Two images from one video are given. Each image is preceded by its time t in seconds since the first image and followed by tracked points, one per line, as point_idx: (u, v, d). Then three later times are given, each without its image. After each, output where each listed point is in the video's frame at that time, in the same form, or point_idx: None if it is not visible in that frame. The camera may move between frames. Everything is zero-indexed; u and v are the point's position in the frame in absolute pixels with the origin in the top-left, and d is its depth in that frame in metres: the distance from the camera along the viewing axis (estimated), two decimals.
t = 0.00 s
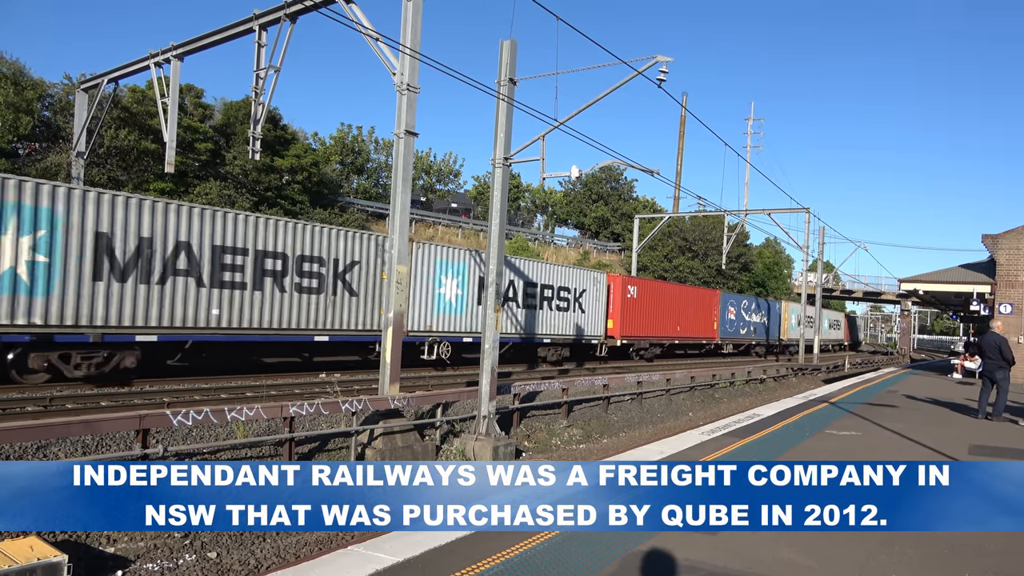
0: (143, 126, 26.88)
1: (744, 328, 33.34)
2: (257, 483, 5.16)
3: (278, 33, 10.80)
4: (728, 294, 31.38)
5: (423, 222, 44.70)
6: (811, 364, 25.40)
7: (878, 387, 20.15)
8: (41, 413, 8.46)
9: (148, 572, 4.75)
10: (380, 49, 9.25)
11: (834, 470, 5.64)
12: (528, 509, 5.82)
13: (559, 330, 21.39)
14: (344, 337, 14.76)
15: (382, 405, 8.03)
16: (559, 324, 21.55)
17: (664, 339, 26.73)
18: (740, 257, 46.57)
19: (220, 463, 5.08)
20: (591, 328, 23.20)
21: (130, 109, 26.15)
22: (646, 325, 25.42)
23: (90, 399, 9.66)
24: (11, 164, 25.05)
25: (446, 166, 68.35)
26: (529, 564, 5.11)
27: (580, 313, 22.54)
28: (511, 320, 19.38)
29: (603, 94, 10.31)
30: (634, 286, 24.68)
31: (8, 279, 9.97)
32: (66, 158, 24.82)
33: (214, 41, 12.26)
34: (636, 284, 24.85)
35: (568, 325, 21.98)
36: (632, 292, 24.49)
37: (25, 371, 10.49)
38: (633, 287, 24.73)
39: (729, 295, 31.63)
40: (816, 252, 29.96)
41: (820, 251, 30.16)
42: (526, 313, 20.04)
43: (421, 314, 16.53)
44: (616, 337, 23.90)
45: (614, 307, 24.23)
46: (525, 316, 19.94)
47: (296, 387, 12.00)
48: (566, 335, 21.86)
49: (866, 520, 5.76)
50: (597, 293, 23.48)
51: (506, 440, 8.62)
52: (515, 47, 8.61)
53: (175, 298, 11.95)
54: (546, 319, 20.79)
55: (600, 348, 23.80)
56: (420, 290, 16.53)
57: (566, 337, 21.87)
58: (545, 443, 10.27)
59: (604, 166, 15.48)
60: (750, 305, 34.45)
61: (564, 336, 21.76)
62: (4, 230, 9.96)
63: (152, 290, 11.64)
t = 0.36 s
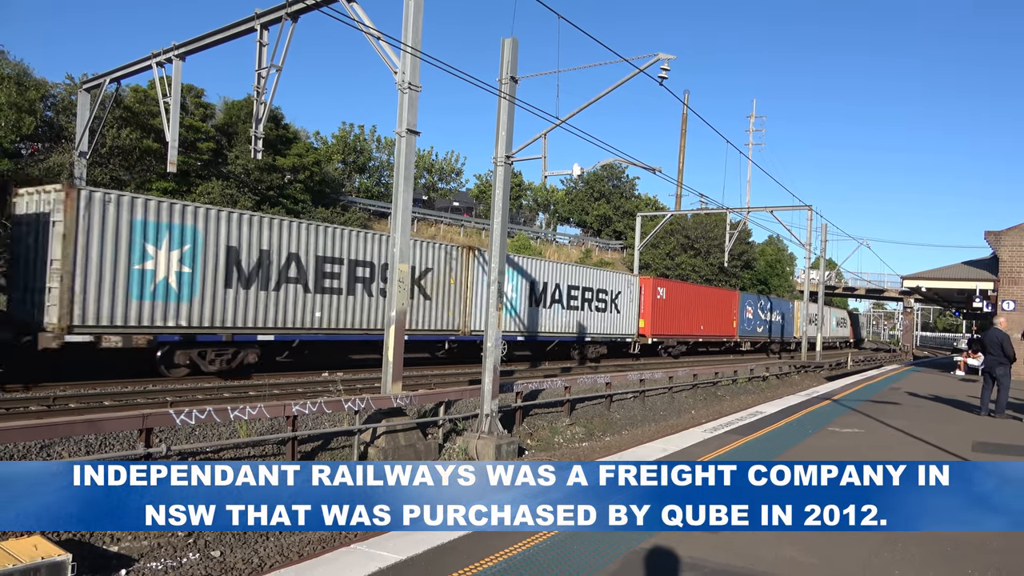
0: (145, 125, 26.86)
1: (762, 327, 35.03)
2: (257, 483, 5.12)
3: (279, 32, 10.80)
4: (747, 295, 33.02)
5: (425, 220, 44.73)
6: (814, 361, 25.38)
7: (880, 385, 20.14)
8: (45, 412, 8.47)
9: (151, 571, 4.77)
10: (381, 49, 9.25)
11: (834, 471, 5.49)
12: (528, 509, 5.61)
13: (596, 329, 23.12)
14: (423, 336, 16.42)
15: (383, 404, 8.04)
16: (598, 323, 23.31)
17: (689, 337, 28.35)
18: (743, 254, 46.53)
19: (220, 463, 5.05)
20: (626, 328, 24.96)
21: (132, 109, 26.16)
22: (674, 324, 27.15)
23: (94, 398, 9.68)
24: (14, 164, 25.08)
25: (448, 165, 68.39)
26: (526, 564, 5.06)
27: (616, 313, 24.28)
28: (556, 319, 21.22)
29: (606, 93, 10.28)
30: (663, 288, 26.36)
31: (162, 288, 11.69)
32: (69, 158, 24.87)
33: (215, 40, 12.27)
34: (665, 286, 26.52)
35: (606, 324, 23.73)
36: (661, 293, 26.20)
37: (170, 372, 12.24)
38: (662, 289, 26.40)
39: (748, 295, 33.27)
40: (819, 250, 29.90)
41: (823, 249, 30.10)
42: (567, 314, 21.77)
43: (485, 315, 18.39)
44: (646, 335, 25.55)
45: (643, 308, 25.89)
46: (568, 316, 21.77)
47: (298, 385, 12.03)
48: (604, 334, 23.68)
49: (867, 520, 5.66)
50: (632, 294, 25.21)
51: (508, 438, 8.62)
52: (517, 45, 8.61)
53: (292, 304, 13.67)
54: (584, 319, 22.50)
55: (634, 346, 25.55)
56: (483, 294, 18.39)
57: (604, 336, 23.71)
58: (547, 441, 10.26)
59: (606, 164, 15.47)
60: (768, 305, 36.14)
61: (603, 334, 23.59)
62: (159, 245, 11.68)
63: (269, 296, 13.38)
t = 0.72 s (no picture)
0: (146, 122, 26.81)
1: (776, 323, 36.53)
2: (257, 483, 5.19)
3: (279, 28, 10.77)
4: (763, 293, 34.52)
5: (426, 217, 44.72)
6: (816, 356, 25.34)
7: (882, 380, 20.10)
8: (47, 410, 8.47)
9: (153, 568, 4.77)
10: (381, 45, 9.22)
11: (834, 471, 5.83)
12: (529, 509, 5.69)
13: (631, 325, 24.76)
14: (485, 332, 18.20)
15: (386, 400, 7.95)
16: (631, 320, 24.89)
17: (712, 333, 29.66)
18: (744, 250, 46.47)
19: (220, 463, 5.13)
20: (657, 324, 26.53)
21: (133, 105, 26.12)
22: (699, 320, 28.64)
23: (95, 395, 9.68)
24: (15, 161, 25.08)
25: (449, 161, 68.37)
26: (525, 561, 5.03)
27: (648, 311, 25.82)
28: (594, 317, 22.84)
29: (606, 88, 10.20)
30: (689, 287, 27.81)
31: (277, 291, 13.40)
32: (69, 155, 24.87)
33: (214, 37, 12.24)
34: (691, 285, 27.95)
35: (639, 321, 25.32)
36: (687, 292, 27.65)
37: (283, 362, 14.19)
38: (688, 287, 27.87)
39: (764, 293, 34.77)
40: (821, 245, 29.85)
41: (824, 244, 30.03)
42: (605, 310, 23.46)
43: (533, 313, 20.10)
44: (674, 331, 27.14)
45: (671, 305, 27.48)
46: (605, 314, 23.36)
47: (300, 382, 12.03)
48: (638, 330, 25.27)
49: (866, 520, 5.66)
50: (661, 292, 26.76)
51: (510, 434, 8.66)
52: (517, 41, 8.58)
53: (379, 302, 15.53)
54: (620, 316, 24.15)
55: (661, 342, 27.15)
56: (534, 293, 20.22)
57: (637, 332, 25.31)
58: (549, 437, 10.25)
59: (607, 160, 15.40)
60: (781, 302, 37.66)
61: (636, 331, 25.23)
62: (275, 253, 13.38)
63: (358, 296, 15.04)
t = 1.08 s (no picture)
0: (146, 122, 26.82)
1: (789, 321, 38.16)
2: (257, 483, 5.12)
3: (279, 27, 10.76)
4: (777, 292, 36.20)
5: (426, 215, 44.77)
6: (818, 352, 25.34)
7: (883, 375, 20.14)
8: (49, 410, 8.49)
9: (156, 567, 4.79)
10: (381, 42, 9.20)
11: (834, 470, 5.58)
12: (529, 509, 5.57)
13: (660, 323, 26.51)
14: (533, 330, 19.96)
15: (388, 398, 7.92)
16: (659, 318, 26.59)
17: (732, 330, 31.38)
18: (745, 246, 46.46)
19: (220, 463, 5.06)
20: (681, 322, 28.21)
21: (133, 105, 26.13)
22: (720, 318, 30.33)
23: (98, 395, 9.71)
24: (16, 162, 25.12)
25: (449, 159, 68.41)
26: (523, 561, 4.98)
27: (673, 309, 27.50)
28: (628, 315, 24.54)
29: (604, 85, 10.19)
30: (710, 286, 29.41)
31: (364, 294, 15.06)
32: (70, 155, 24.90)
33: (214, 36, 12.24)
34: (712, 285, 29.57)
35: (666, 319, 26.98)
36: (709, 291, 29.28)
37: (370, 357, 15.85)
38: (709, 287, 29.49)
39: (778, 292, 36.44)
40: (822, 241, 29.86)
41: (824, 240, 30.05)
42: (636, 310, 25.22)
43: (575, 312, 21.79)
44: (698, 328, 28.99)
45: (694, 304, 29.15)
46: (637, 312, 25.04)
47: (302, 381, 12.08)
48: (665, 328, 26.99)
49: (867, 520, 5.61)
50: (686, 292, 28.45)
51: (512, 432, 8.68)
52: (517, 38, 8.57)
53: (451, 304, 17.27)
54: (650, 314, 25.89)
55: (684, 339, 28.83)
56: (575, 295, 22.02)
57: (665, 329, 27.02)
58: (551, 434, 10.26)
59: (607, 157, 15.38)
60: (794, 301, 39.34)
61: (664, 328, 26.95)
62: (363, 262, 15.06)
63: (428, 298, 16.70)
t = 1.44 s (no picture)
0: (145, 124, 26.83)
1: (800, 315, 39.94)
2: (257, 483, 5.11)
3: (276, 27, 10.71)
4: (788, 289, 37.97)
5: (427, 214, 44.79)
6: (819, 347, 25.31)
7: (884, 369, 20.12)
8: (52, 413, 8.50)
9: (160, 568, 4.80)
10: (379, 42, 9.16)
11: (834, 470, 5.47)
12: (528, 509, 5.49)
13: (685, 319, 28.21)
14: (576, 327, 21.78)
15: (389, 398, 7.89)
16: (684, 315, 28.39)
17: (747, 325, 33.22)
18: (746, 241, 46.42)
19: (220, 463, 5.06)
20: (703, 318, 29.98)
21: (132, 107, 26.11)
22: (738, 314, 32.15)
23: (100, 398, 9.70)
24: (15, 165, 25.12)
25: (448, 158, 68.43)
26: (523, 561, 4.94)
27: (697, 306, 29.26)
28: (656, 312, 26.33)
29: (602, 82, 10.18)
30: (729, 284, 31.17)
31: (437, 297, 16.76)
32: (70, 158, 24.90)
33: (212, 37, 12.21)
34: (730, 283, 31.33)
35: (690, 315, 28.77)
36: (727, 289, 31.05)
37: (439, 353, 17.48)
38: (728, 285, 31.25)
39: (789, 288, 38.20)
40: (822, 235, 29.84)
41: (825, 234, 30.02)
42: (664, 308, 26.91)
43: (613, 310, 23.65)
44: (719, 324, 30.78)
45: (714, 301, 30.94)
46: (665, 309, 26.83)
47: (303, 381, 12.08)
48: (689, 323, 28.82)
49: (867, 520, 5.52)
50: (707, 289, 30.21)
51: (514, 430, 8.68)
52: (515, 36, 8.56)
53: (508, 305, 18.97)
54: (677, 312, 27.59)
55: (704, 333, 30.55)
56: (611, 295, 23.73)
57: (689, 325, 28.86)
58: (553, 432, 10.27)
59: (606, 154, 15.34)
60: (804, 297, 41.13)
61: (688, 324, 28.80)
62: (435, 268, 16.77)
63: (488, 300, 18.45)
